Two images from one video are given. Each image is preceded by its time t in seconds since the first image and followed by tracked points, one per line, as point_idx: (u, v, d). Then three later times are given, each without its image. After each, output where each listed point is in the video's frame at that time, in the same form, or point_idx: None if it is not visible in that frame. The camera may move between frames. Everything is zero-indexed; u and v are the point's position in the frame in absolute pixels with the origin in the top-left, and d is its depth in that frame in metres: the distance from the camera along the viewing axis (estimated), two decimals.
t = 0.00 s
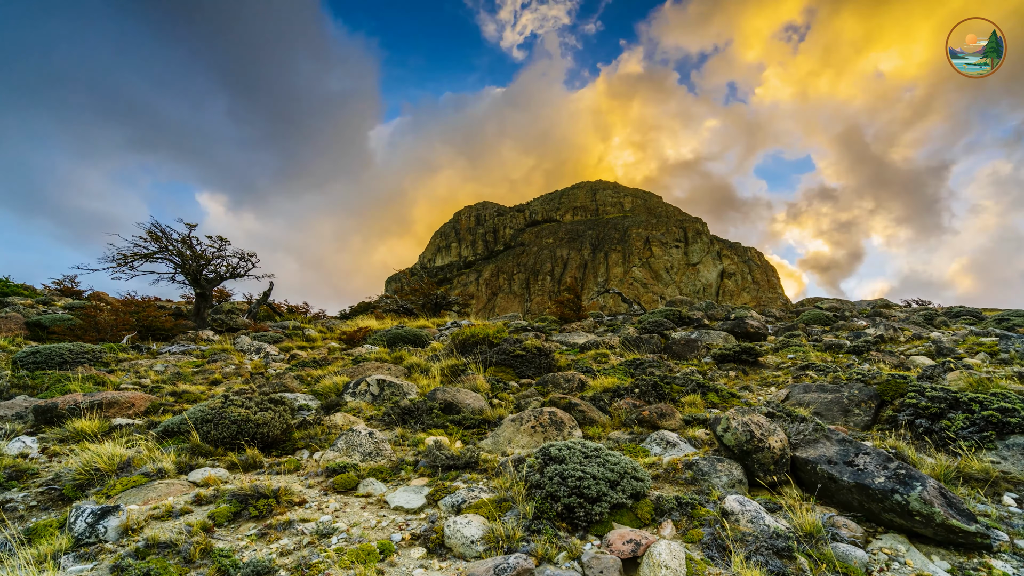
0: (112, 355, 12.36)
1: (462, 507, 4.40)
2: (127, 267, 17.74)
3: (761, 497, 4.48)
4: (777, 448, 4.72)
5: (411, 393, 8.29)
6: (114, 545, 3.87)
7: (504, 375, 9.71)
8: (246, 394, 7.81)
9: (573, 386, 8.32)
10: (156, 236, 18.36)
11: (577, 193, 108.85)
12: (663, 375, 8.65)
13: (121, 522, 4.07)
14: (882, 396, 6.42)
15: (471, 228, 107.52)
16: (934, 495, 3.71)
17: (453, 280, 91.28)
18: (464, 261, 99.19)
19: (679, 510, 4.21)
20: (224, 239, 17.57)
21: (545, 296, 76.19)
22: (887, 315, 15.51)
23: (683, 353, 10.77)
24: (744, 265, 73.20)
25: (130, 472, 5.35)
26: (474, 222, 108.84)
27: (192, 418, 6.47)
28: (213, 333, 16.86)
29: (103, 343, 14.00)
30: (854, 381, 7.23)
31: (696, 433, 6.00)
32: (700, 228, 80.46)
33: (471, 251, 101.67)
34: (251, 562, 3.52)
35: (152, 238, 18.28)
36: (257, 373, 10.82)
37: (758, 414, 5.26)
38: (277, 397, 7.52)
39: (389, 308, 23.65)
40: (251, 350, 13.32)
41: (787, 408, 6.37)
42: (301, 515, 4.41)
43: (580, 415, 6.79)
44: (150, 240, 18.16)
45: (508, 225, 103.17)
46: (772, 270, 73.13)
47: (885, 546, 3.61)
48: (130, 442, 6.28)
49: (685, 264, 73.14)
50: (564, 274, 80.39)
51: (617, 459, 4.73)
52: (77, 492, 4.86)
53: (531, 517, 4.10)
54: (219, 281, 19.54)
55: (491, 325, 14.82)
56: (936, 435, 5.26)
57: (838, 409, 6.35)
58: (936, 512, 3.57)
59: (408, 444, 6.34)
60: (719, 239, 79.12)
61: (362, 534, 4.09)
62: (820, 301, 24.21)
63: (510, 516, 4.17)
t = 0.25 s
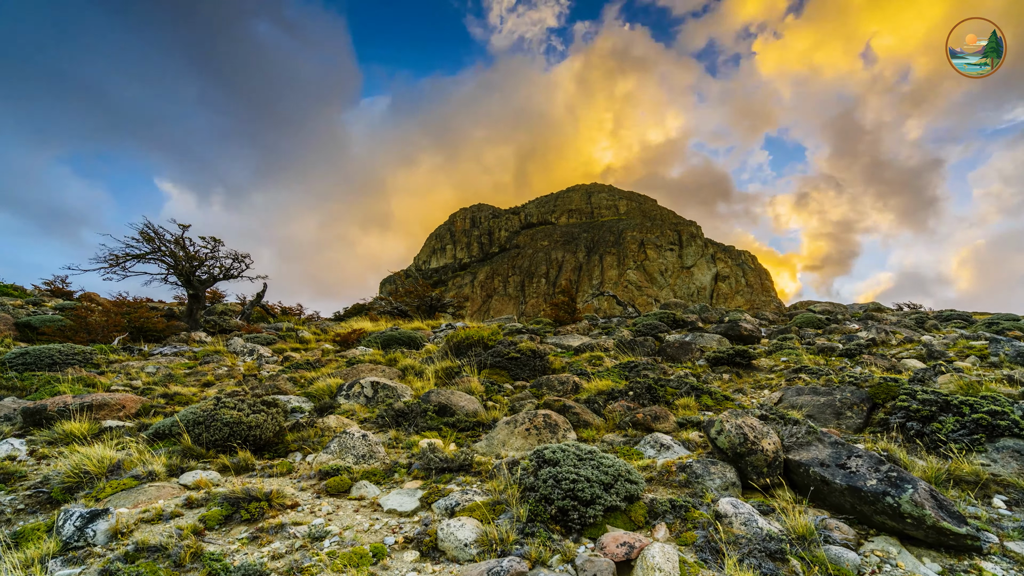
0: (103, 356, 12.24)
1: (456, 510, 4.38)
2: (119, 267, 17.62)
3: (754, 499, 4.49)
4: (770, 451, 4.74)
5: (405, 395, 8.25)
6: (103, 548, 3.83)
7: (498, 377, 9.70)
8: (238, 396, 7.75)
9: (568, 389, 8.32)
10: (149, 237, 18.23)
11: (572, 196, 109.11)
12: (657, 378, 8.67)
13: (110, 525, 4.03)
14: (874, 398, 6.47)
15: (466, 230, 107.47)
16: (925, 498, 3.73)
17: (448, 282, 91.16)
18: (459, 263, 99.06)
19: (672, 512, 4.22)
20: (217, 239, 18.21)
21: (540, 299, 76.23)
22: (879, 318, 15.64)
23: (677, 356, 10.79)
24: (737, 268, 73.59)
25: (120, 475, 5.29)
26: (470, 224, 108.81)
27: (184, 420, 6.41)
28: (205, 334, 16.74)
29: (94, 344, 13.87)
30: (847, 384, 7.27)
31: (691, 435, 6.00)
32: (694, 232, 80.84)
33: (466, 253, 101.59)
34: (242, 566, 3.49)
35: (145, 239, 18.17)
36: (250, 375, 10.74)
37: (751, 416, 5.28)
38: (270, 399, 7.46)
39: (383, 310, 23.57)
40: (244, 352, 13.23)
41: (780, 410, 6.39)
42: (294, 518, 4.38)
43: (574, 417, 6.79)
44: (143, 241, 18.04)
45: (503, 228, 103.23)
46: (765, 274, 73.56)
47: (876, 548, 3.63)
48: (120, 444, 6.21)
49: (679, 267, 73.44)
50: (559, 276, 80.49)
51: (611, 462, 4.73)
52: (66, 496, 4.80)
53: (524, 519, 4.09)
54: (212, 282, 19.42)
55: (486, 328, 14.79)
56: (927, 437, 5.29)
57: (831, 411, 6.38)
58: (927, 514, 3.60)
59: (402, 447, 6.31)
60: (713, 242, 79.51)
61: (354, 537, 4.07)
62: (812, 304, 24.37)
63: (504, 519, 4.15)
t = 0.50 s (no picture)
0: (93, 357, 12.12)
1: (450, 513, 4.37)
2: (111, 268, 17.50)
3: (747, 502, 4.50)
4: (763, 453, 4.75)
5: (399, 398, 8.22)
6: (92, 552, 3.78)
7: (493, 379, 9.68)
8: (231, 398, 7.70)
9: (562, 391, 8.32)
10: (142, 237, 18.10)
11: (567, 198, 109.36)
12: (651, 380, 8.68)
13: (99, 529, 3.98)
14: (866, 401, 6.50)
15: (462, 232, 107.44)
16: (916, 500, 3.76)
17: (443, 284, 91.04)
18: (454, 265, 98.99)
19: (666, 515, 4.22)
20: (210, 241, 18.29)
21: (535, 301, 76.29)
22: (871, 322, 15.75)
23: (671, 358, 10.83)
24: (731, 271, 73.97)
25: (110, 477, 5.23)
26: (465, 226, 108.78)
27: (175, 422, 6.36)
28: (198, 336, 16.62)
29: (84, 345, 13.74)
30: (839, 387, 7.32)
31: (684, 438, 6.02)
32: (689, 235, 81.19)
33: (461, 255, 101.50)
34: (233, 570, 3.45)
35: (137, 239, 18.04)
36: (243, 376, 10.67)
37: (745, 419, 5.29)
38: (263, 401, 7.41)
39: (378, 311, 23.50)
40: (237, 353, 13.14)
41: (773, 413, 6.42)
42: (286, 521, 4.35)
43: (568, 420, 6.79)
44: (135, 241, 17.91)
45: (498, 230, 103.28)
46: (759, 277, 74.00)
47: (868, 551, 3.65)
48: (110, 447, 6.14)
49: (674, 270, 73.71)
50: (554, 278, 80.56)
51: (605, 464, 4.73)
52: (54, 499, 4.74)
53: (518, 522, 4.08)
54: (205, 284, 19.30)
55: (481, 330, 14.76)
56: (918, 440, 5.33)
57: (823, 414, 6.42)
58: (918, 517, 3.62)
59: (396, 450, 6.28)
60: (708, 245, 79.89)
61: (347, 540, 4.04)
62: (805, 307, 24.53)
63: (497, 522, 4.14)
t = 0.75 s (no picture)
0: (84, 359, 12.00)
1: (443, 516, 4.35)
2: (103, 269, 17.37)
3: (741, 505, 4.51)
4: (756, 456, 4.77)
5: (393, 400, 8.19)
6: (80, 557, 3.73)
7: (487, 382, 9.66)
8: (223, 400, 7.63)
9: (557, 394, 8.31)
10: (134, 238, 17.97)
11: (562, 201, 109.59)
12: (645, 383, 8.69)
13: (88, 533, 3.93)
14: (858, 404, 6.54)
15: (457, 234, 107.38)
16: (908, 502, 3.78)
17: (438, 286, 90.89)
18: (449, 267, 98.88)
19: (660, 518, 4.22)
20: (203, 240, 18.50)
21: (530, 303, 76.32)
22: (863, 325, 15.87)
23: (665, 361, 10.85)
24: (725, 274, 74.36)
25: (99, 480, 5.18)
26: (460, 228, 108.75)
27: (167, 425, 6.30)
28: (190, 337, 16.50)
29: (75, 347, 13.60)
30: (832, 390, 7.36)
31: (678, 441, 6.03)
32: (683, 238, 81.54)
33: (456, 258, 101.40)
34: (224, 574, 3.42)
35: (130, 240, 17.91)
36: (235, 378, 10.59)
37: (738, 422, 5.31)
38: (255, 403, 7.36)
39: (372, 313, 23.42)
40: (230, 355, 13.05)
41: (767, 416, 6.44)
42: (278, 524, 4.31)
43: (563, 422, 6.78)
44: (128, 242, 17.79)
45: (494, 232, 103.30)
46: (753, 281, 74.42)
47: (861, 553, 3.66)
48: (100, 450, 6.08)
49: (668, 273, 73.98)
50: (549, 281, 80.63)
51: (600, 467, 4.73)
52: (42, 502, 4.68)
53: (512, 525, 4.07)
54: (198, 285, 19.19)
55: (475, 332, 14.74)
56: (910, 443, 5.37)
57: (816, 417, 6.45)
58: (910, 519, 3.65)
59: (389, 452, 6.25)
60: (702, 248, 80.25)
61: (340, 543, 4.01)
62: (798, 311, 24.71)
63: (491, 525, 4.13)
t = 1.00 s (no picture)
0: (74, 360, 11.87)
1: (437, 519, 4.33)
2: (95, 269, 17.24)
3: (734, 507, 4.52)
4: (750, 459, 4.79)
5: (387, 402, 8.15)
6: (69, 561, 3.68)
7: (482, 384, 9.64)
8: (215, 402, 7.58)
9: (551, 396, 8.30)
10: (127, 239, 17.84)
11: (557, 203, 109.82)
12: (639, 386, 8.70)
13: (77, 536, 3.88)
14: (851, 407, 6.58)
15: (452, 236, 107.31)
16: (899, 505, 3.81)
17: (432, 287, 90.75)
18: (444, 269, 98.77)
19: (654, 521, 4.22)
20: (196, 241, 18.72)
21: (524, 305, 76.36)
22: (856, 329, 15.98)
23: (660, 364, 10.88)
24: (719, 278, 74.75)
25: (89, 483, 5.11)
26: (455, 230, 108.69)
27: (158, 427, 6.24)
28: (183, 339, 16.38)
29: (65, 348, 13.46)
30: (824, 393, 7.40)
31: (673, 443, 6.04)
32: (678, 241, 81.90)
33: (451, 260, 101.29)
34: None
35: (122, 240, 17.79)
36: (228, 380, 10.51)
37: (732, 424, 5.32)
38: (248, 405, 7.31)
39: (367, 315, 23.36)
40: (222, 357, 12.97)
41: (760, 419, 6.47)
42: (270, 527, 4.28)
43: (557, 425, 6.78)
44: (120, 242, 17.67)
45: (489, 235, 103.33)
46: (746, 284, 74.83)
47: (853, 555, 3.68)
48: (90, 452, 6.01)
49: (663, 276, 74.26)
50: (544, 283, 80.70)
51: (594, 470, 4.73)
52: (30, 506, 4.61)
53: (506, 528, 4.05)
54: (191, 286, 19.07)
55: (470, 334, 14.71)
56: (902, 446, 5.41)
57: (809, 420, 6.48)
58: (901, 522, 3.67)
59: (383, 455, 6.22)
60: (696, 251, 80.60)
61: (332, 547, 3.99)
62: (791, 314, 24.87)
63: (485, 528, 4.11)
